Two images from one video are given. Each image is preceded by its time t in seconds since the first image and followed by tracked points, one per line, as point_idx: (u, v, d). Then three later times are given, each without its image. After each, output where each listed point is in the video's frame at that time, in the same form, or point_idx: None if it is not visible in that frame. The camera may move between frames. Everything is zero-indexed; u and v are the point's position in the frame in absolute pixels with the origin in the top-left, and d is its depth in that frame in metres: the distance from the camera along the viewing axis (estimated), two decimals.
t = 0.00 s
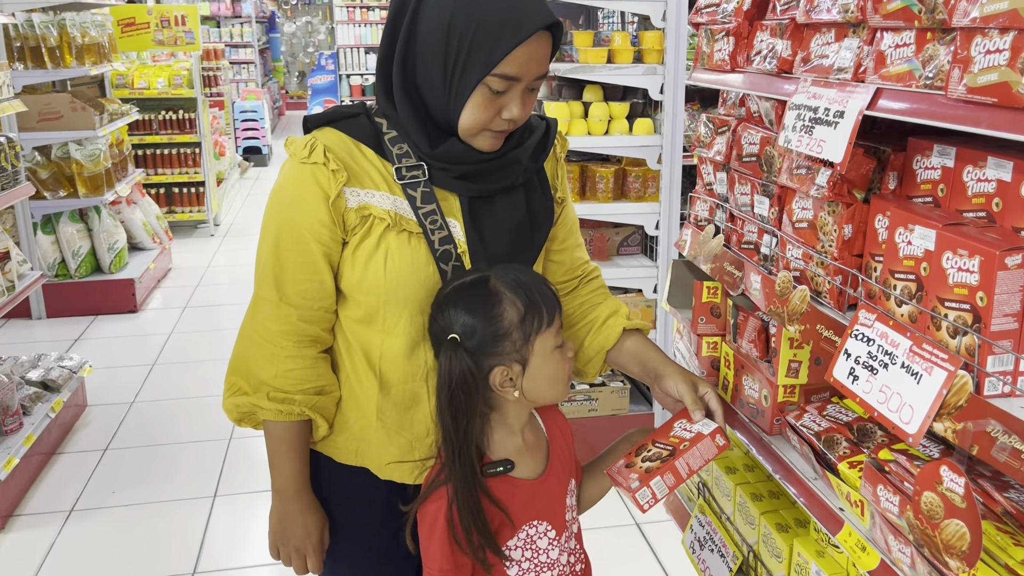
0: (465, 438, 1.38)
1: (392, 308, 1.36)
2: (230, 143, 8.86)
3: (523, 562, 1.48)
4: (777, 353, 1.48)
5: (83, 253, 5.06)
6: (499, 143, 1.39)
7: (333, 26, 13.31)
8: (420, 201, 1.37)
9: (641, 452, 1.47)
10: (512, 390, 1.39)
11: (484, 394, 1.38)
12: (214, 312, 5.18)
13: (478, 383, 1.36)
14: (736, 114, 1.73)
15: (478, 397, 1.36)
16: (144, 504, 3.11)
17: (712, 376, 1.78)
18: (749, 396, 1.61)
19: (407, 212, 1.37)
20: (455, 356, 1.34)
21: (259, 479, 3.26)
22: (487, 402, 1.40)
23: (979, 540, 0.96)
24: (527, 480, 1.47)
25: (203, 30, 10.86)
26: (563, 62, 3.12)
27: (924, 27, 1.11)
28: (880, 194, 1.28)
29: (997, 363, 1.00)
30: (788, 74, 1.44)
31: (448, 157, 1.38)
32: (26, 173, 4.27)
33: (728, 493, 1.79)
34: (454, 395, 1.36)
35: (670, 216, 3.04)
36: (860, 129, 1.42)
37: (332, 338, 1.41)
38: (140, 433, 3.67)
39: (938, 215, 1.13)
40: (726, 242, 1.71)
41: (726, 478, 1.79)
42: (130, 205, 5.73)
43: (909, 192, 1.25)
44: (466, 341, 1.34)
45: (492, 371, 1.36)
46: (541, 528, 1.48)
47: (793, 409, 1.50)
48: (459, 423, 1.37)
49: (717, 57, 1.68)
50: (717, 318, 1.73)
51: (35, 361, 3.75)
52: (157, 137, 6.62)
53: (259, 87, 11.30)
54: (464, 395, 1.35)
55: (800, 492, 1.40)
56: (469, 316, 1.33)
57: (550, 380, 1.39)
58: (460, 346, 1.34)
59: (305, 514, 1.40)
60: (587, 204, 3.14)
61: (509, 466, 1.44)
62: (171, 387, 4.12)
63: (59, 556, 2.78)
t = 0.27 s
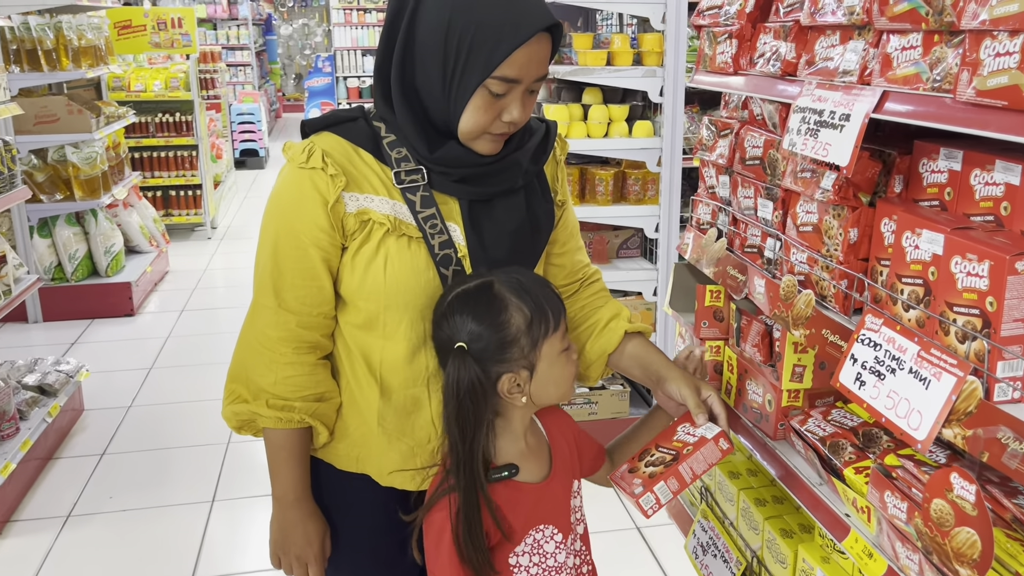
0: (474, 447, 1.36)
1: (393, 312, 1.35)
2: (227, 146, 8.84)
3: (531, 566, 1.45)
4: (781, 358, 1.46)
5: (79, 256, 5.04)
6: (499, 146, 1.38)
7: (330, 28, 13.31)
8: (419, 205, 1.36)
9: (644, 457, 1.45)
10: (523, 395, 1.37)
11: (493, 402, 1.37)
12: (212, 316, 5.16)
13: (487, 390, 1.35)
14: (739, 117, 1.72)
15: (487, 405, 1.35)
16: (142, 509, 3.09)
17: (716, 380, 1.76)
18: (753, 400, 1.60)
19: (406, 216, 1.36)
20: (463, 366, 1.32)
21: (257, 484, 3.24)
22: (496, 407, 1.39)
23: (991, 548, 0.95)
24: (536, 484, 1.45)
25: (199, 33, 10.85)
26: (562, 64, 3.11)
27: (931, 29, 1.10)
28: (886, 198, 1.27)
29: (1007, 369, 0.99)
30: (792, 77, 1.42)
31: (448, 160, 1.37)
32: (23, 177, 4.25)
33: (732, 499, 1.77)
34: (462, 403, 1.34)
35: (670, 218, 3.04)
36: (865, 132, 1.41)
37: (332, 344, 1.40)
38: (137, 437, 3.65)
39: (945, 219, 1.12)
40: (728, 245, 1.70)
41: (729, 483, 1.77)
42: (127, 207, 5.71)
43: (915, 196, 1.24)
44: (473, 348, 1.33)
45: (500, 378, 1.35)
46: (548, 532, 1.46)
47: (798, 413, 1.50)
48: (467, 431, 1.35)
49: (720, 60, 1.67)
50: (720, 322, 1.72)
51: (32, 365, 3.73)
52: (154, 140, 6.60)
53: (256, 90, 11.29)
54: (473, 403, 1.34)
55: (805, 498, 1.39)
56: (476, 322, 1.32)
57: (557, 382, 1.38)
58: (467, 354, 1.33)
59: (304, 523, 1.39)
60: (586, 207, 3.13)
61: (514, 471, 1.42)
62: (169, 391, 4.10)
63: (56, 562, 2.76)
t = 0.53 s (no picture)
0: (469, 465, 1.35)
1: (395, 327, 1.34)
2: (224, 151, 8.83)
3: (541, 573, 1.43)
4: (786, 370, 1.48)
5: (76, 263, 5.02)
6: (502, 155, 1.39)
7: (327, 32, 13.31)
8: (421, 218, 1.35)
9: (646, 472, 1.44)
10: (519, 414, 1.36)
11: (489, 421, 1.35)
12: (209, 322, 5.14)
13: (484, 408, 1.33)
14: (741, 128, 1.71)
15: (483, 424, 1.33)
16: (140, 518, 3.07)
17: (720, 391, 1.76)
18: (757, 412, 1.59)
19: (408, 230, 1.35)
20: (462, 381, 1.31)
21: (256, 493, 3.23)
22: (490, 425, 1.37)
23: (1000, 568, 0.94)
24: (537, 499, 1.44)
25: (196, 37, 10.84)
26: (561, 71, 3.10)
27: (937, 44, 1.09)
28: (891, 211, 1.26)
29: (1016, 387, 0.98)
30: (796, 89, 1.42)
31: (448, 172, 1.36)
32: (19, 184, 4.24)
33: (735, 511, 1.76)
34: (460, 420, 1.32)
35: (669, 225, 3.05)
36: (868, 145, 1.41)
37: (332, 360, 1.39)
38: (135, 445, 3.63)
39: (952, 234, 1.12)
40: (730, 256, 1.69)
41: (732, 495, 1.76)
42: (124, 214, 5.69)
43: (920, 210, 1.23)
44: (473, 364, 1.32)
45: (497, 396, 1.33)
46: (551, 546, 1.44)
47: (802, 426, 1.48)
48: (462, 448, 1.34)
49: (722, 70, 1.66)
50: (723, 333, 1.72)
51: (29, 374, 3.72)
52: (151, 145, 6.59)
53: (252, 95, 11.28)
54: (470, 421, 1.32)
55: (809, 512, 1.38)
56: (476, 337, 1.31)
57: (556, 401, 1.37)
58: (467, 369, 1.32)
59: (317, 534, 1.36)
60: (585, 214, 3.12)
61: (513, 488, 1.41)
62: (166, 399, 4.08)
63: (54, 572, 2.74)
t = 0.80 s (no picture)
0: (463, 471, 1.34)
1: (405, 334, 1.33)
2: (224, 156, 8.83)
3: None
4: (789, 380, 1.44)
5: (76, 269, 5.01)
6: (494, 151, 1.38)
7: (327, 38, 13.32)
8: (419, 222, 1.34)
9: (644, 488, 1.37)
10: (516, 422, 1.33)
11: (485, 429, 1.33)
12: (209, 328, 5.13)
13: (480, 416, 1.31)
14: (743, 134, 1.69)
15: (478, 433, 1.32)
16: (137, 526, 3.05)
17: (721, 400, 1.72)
18: (760, 421, 1.57)
19: (408, 235, 1.34)
20: (457, 388, 1.30)
21: (255, 500, 3.21)
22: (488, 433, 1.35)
23: None
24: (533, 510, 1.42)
25: (196, 43, 10.85)
26: (561, 76, 3.09)
27: (943, 50, 1.08)
28: (895, 218, 1.25)
29: None
30: (798, 95, 1.40)
31: (442, 174, 1.36)
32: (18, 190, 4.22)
33: (737, 520, 1.74)
34: (455, 426, 1.31)
35: (670, 231, 2.99)
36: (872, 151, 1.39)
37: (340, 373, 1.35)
38: (134, 452, 3.61)
39: (958, 242, 1.10)
40: (733, 263, 1.69)
41: (735, 505, 1.74)
42: (123, 219, 5.68)
43: (926, 217, 1.21)
44: (469, 372, 1.30)
45: (493, 405, 1.31)
46: (548, 559, 1.41)
47: (805, 435, 1.46)
48: (457, 455, 1.33)
49: (724, 76, 1.65)
50: (725, 341, 1.68)
51: (27, 381, 3.70)
52: (150, 151, 6.58)
53: (252, 100, 11.29)
54: (465, 430, 1.31)
55: (813, 523, 1.36)
56: (473, 345, 1.29)
57: (555, 410, 1.35)
58: (463, 377, 1.30)
59: (407, 494, 1.15)
60: (586, 220, 3.11)
61: (511, 499, 1.38)
62: (165, 405, 4.07)
63: None
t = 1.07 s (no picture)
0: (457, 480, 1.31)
1: (405, 342, 1.34)
2: (229, 162, 8.83)
3: None
4: (789, 391, 1.42)
5: (80, 275, 5.01)
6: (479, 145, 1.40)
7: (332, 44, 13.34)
8: (412, 228, 1.35)
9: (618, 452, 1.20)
10: (506, 432, 1.30)
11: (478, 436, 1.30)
12: (212, 334, 5.12)
13: (474, 422, 1.29)
14: (744, 141, 1.68)
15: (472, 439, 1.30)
16: (138, 534, 3.04)
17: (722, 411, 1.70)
18: (761, 432, 1.55)
19: (403, 242, 1.35)
20: (451, 389, 1.28)
21: (257, 508, 3.20)
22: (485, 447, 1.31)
23: None
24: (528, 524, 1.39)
25: (201, 49, 10.88)
26: (563, 83, 3.07)
27: (944, 58, 1.06)
28: (897, 229, 1.23)
29: None
30: (798, 103, 1.39)
31: (430, 173, 1.37)
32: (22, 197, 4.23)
33: (738, 532, 1.72)
34: (454, 426, 1.30)
35: (673, 237, 3.00)
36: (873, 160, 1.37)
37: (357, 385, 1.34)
38: (136, 459, 3.60)
39: (960, 253, 1.09)
40: (734, 273, 1.67)
41: (736, 516, 1.72)
42: (128, 225, 5.69)
43: (928, 227, 1.20)
44: (463, 375, 1.28)
45: (484, 411, 1.28)
46: (541, 572, 1.39)
47: (807, 447, 1.45)
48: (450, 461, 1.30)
49: (724, 83, 1.63)
50: (726, 351, 1.67)
51: (30, 388, 3.69)
52: (155, 157, 6.59)
53: (258, 106, 11.31)
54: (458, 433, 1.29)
55: (815, 537, 1.35)
56: (468, 346, 1.28)
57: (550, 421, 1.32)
58: (456, 380, 1.28)
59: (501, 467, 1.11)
60: (588, 227, 3.09)
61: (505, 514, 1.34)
62: (168, 412, 4.06)
63: None
